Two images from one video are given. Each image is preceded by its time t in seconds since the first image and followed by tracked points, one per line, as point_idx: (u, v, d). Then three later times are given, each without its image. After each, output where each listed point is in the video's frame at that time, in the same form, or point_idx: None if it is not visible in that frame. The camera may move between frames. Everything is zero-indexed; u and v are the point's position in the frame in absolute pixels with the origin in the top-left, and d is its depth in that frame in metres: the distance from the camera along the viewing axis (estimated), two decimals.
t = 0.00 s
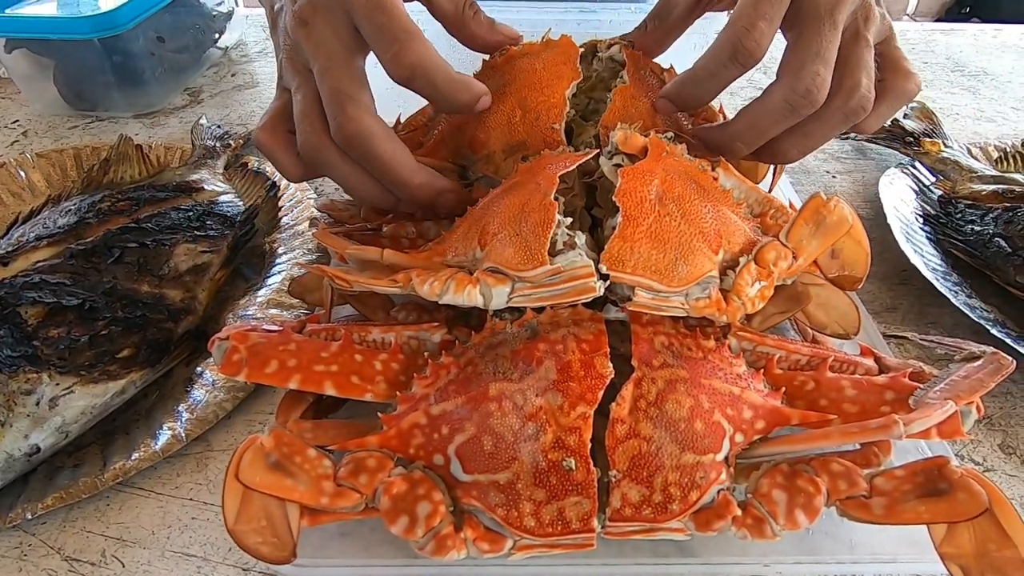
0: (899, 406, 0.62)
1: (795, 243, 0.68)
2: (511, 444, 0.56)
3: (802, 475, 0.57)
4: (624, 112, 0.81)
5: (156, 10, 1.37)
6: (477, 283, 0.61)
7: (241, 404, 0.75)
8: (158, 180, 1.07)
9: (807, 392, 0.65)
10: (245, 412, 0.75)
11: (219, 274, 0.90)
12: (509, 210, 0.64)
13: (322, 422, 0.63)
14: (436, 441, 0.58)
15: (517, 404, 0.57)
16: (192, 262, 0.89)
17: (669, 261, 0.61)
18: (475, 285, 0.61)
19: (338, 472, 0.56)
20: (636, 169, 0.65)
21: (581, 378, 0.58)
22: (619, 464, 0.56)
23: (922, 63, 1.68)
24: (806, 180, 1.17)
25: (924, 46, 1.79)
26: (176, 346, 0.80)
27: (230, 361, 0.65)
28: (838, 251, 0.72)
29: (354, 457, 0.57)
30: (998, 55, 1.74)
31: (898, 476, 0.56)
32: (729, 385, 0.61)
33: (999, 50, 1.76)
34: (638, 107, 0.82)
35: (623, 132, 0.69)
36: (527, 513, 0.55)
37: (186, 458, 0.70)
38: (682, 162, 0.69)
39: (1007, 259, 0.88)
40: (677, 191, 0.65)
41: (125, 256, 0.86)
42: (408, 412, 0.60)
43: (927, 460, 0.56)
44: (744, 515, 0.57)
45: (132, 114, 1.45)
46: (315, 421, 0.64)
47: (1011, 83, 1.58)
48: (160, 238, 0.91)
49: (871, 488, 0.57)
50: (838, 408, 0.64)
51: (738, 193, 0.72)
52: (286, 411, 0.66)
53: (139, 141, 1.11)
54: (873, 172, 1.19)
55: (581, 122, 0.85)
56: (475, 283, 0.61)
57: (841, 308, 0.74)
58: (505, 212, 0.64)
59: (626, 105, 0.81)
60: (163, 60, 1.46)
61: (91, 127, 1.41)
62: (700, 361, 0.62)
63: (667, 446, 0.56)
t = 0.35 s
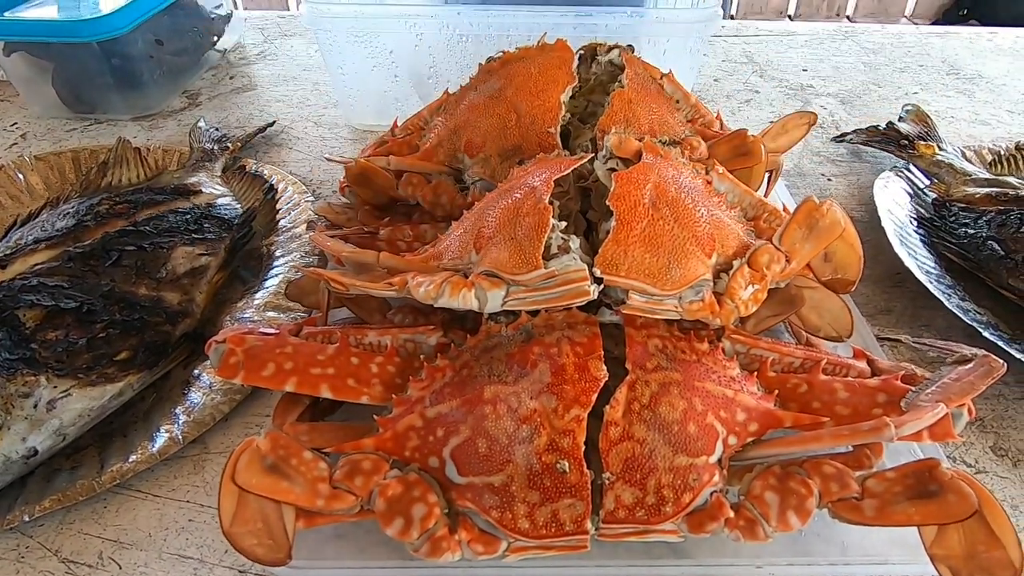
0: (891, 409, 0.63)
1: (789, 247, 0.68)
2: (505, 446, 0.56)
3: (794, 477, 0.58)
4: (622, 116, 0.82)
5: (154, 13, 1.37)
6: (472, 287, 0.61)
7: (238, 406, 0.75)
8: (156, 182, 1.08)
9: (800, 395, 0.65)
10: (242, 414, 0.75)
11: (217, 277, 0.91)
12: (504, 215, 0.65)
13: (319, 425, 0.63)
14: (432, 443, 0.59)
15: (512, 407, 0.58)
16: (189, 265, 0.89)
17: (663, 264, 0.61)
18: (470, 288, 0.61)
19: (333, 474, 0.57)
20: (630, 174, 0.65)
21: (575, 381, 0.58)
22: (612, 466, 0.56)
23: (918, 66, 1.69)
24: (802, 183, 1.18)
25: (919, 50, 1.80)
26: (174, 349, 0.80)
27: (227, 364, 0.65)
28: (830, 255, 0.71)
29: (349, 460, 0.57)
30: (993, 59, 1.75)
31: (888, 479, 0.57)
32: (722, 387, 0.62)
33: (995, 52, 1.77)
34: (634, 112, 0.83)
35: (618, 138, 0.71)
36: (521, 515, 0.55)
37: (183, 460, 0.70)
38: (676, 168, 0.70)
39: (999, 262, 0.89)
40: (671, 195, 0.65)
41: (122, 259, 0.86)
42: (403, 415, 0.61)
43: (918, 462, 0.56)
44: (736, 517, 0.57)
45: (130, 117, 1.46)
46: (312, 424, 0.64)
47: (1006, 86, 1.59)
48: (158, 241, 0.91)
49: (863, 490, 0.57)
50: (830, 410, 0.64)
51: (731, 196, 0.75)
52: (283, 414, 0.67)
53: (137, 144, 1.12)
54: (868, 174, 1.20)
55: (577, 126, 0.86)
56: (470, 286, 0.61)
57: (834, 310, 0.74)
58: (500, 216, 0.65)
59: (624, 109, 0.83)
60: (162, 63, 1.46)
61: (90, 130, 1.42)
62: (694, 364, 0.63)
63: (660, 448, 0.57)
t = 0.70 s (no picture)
0: (843, 421, 0.63)
1: (745, 258, 0.68)
2: (450, 461, 0.56)
3: (743, 490, 0.57)
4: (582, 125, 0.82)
5: (127, 20, 1.37)
6: (422, 299, 0.61)
7: (195, 419, 0.75)
8: (125, 191, 1.08)
9: (755, 407, 0.65)
10: (200, 426, 0.75)
11: (180, 287, 0.90)
12: (457, 226, 0.65)
13: (270, 438, 0.62)
14: (380, 457, 0.58)
15: (459, 421, 0.57)
16: (152, 275, 0.89)
17: (612, 277, 0.61)
18: (420, 300, 0.61)
19: (279, 490, 0.56)
20: (582, 186, 0.66)
21: (524, 395, 0.58)
22: (558, 481, 0.56)
23: (896, 71, 1.70)
24: (774, 191, 1.18)
25: (898, 54, 1.81)
26: (133, 360, 0.79)
27: (178, 377, 0.65)
28: (787, 265, 0.71)
29: (296, 475, 0.57)
30: (972, 63, 1.76)
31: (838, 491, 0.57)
32: (675, 400, 0.61)
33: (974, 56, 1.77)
34: (595, 119, 0.83)
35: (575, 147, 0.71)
36: (465, 531, 0.54)
37: (138, 473, 0.70)
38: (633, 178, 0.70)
39: (964, 270, 0.88)
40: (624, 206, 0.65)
41: (83, 270, 0.86)
42: (354, 428, 0.60)
43: (865, 475, 0.56)
44: (684, 531, 0.57)
45: (105, 123, 1.45)
46: (264, 437, 0.63)
47: (983, 90, 1.59)
48: (121, 251, 0.91)
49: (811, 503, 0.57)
50: (784, 422, 0.64)
51: (690, 206, 0.75)
52: (235, 427, 0.66)
53: (107, 152, 1.11)
54: (841, 182, 1.20)
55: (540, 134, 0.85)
56: (420, 300, 0.61)
57: (791, 319, 0.75)
58: (454, 228, 0.65)
59: (586, 116, 0.83)
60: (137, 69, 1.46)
61: (64, 137, 1.41)
62: (647, 376, 0.63)
63: (607, 462, 0.57)
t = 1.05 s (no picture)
0: (687, 442, 0.61)
1: (598, 274, 0.66)
2: (263, 495, 0.54)
3: (572, 518, 0.56)
4: (451, 135, 0.80)
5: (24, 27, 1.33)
6: (248, 324, 0.59)
7: (40, 448, 0.72)
8: (2, 208, 1.06)
9: (602, 427, 0.63)
10: (47, 455, 0.72)
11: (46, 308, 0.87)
12: (292, 248, 0.63)
13: (94, 471, 0.60)
14: (199, 491, 0.56)
15: (277, 452, 0.55)
16: (13, 298, 0.87)
17: (444, 298, 0.60)
18: (245, 326, 0.58)
19: (86, 529, 0.54)
20: (420, 204, 0.64)
21: (347, 423, 0.56)
22: (375, 513, 0.54)
23: (820, 72, 1.70)
24: (679, 198, 1.17)
25: (825, 55, 1.81)
26: None
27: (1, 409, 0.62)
28: (646, 280, 0.69)
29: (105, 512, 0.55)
30: (897, 63, 1.76)
31: (669, 516, 0.56)
32: (514, 422, 0.60)
33: (898, 57, 1.79)
34: (465, 130, 0.81)
35: (426, 163, 0.69)
36: (274, 568, 0.52)
37: None
38: (486, 192, 0.68)
39: (847, 279, 0.88)
40: (464, 223, 0.63)
41: None
42: (177, 460, 0.58)
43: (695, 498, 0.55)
44: (509, 562, 0.55)
45: (6, 135, 1.40)
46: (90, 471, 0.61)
47: (903, 92, 1.60)
48: None
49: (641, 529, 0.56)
50: (630, 443, 0.63)
51: (551, 221, 0.73)
52: (65, 460, 0.64)
53: None
54: (747, 188, 1.20)
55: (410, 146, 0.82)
56: (245, 325, 0.58)
57: (654, 334, 0.75)
58: (289, 249, 0.63)
59: (456, 128, 0.80)
60: (38, 76, 1.52)
61: None
62: (487, 399, 0.61)
63: (430, 492, 0.55)
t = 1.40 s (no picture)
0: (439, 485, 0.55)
1: (353, 300, 0.59)
2: None
3: None
4: (220, 151, 0.73)
5: None
6: None
7: None
8: None
9: (353, 471, 0.57)
10: None
11: None
12: None
13: None
14: None
15: None
16: None
17: (142, 340, 0.53)
18: None
19: None
20: (130, 233, 0.57)
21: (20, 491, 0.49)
22: None
23: (702, 65, 1.65)
24: (530, 203, 1.11)
25: (711, 50, 1.73)
26: None
27: None
28: (416, 303, 0.62)
29: None
30: (782, 55, 1.71)
31: None
32: (238, 475, 0.53)
33: (787, 39, 1.75)
34: (239, 142, 0.74)
35: (160, 181, 0.62)
36: None
37: None
38: (226, 212, 0.60)
39: (674, 287, 0.83)
40: (182, 250, 0.56)
41: None
42: None
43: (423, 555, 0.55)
44: None
45: None
46: None
47: (783, 84, 1.56)
48: None
49: None
50: (381, 489, 0.56)
51: (317, 241, 0.63)
52: None
53: None
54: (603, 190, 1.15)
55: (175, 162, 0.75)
56: None
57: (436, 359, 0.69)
58: None
59: (226, 143, 0.73)
60: None
61: None
62: (212, 449, 0.54)
63: (112, 566, 0.50)
